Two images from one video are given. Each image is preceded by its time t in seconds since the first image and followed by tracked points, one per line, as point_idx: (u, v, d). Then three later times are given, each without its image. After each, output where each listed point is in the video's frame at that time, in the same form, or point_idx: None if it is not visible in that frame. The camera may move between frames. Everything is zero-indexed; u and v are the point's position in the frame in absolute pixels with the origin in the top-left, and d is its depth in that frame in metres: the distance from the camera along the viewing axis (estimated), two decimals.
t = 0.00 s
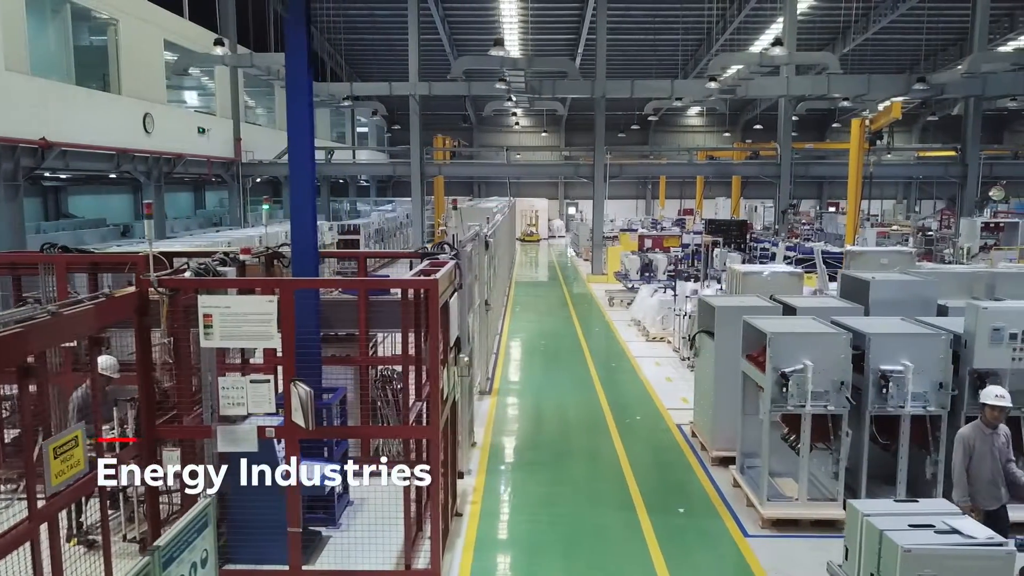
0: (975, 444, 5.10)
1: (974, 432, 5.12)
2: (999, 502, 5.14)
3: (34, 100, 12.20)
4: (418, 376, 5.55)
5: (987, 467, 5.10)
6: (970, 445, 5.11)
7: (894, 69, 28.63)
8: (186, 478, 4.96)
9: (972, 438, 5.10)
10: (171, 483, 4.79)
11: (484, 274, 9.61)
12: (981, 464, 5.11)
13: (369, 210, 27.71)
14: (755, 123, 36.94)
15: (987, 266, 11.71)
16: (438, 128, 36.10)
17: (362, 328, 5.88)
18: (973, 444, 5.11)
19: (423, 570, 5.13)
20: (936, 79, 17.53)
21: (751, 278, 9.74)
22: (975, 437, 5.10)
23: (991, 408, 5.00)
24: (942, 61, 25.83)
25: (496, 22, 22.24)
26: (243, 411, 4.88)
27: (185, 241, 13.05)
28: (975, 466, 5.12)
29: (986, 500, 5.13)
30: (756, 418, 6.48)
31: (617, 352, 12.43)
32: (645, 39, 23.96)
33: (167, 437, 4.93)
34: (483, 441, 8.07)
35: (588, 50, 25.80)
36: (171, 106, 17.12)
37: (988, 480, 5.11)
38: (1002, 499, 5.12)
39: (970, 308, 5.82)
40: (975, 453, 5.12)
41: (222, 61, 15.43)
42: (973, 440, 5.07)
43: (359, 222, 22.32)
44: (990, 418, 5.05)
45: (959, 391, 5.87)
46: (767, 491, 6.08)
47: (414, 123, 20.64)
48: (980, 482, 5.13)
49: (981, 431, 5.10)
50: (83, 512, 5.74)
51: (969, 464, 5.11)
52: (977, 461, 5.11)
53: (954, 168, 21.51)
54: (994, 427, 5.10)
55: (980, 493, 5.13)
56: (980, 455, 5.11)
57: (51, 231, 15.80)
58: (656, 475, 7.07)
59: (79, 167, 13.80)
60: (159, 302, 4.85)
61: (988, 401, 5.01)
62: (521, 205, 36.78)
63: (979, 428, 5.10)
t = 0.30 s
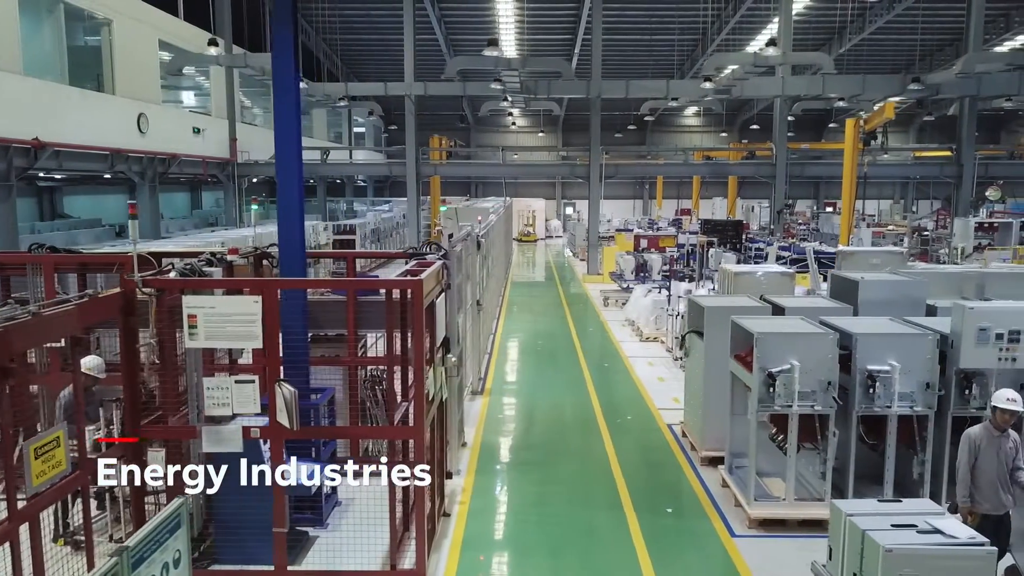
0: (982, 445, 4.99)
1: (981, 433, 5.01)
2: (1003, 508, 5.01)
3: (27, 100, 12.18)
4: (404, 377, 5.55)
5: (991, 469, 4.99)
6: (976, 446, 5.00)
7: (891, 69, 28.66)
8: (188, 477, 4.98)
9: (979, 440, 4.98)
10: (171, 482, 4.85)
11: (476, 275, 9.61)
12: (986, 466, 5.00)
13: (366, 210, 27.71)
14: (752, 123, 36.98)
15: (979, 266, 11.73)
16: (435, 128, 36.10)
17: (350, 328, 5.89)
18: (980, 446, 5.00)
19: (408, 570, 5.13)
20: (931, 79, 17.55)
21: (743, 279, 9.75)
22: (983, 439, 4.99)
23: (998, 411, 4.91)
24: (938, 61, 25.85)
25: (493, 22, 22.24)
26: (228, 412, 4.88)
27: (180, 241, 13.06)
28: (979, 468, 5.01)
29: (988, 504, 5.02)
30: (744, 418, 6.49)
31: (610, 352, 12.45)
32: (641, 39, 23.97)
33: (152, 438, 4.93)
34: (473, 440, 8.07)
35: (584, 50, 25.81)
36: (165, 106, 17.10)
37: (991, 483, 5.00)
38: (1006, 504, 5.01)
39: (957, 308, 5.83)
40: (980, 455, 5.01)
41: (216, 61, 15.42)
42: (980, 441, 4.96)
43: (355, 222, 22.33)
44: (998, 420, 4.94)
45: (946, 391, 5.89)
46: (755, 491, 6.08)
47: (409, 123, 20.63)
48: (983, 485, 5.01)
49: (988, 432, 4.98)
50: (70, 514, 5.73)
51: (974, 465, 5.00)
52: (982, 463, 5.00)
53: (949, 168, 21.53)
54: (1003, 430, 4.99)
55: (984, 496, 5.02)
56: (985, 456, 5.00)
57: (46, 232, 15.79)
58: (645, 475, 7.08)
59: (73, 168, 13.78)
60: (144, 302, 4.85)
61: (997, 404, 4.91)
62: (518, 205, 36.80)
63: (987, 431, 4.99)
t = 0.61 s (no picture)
0: (984, 453, 4.76)
1: (983, 439, 4.78)
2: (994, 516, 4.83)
3: (20, 100, 12.16)
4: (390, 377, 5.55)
5: (988, 477, 4.80)
6: (977, 453, 4.77)
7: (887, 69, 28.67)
8: (188, 478, 5.04)
9: (981, 447, 4.76)
10: (170, 484, 4.96)
11: (467, 275, 9.62)
12: (984, 474, 4.80)
13: (362, 210, 27.70)
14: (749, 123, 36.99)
15: (971, 266, 11.75)
16: (432, 128, 36.10)
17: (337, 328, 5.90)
18: (981, 453, 4.77)
19: (393, 570, 5.14)
20: (925, 79, 17.56)
21: (735, 279, 9.76)
22: (986, 447, 4.76)
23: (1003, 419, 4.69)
24: (934, 61, 25.86)
25: (489, 22, 22.21)
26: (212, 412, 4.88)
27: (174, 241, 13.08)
28: (978, 476, 4.80)
29: (981, 511, 4.83)
30: (732, 417, 6.49)
31: (603, 352, 12.46)
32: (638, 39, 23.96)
33: (136, 438, 4.93)
34: (463, 440, 8.07)
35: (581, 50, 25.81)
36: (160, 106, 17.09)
37: (987, 491, 4.80)
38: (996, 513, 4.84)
39: (943, 308, 5.84)
40: (980, 463, 4.79)
41: (210, 61, 15.39)
42: (983, 449, 4.73)
43: (351, 222, 22.32)
44: (1003, 429, 4.72)
45: (931, 391, 5.90)
46: (741, 491, 6.09)
47: (405, 123, 20.60)
48: (979, 492, 4.81)
49: (990, 440, 4.76)
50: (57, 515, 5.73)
51: (973, 472, 4.79)
52: (981, 471, 4.78)
53: (944, 168, 21.53)
54: (1004, 439, 4.78)
55: (977, 504, 4.82)
56: (985, 464, 4.79)
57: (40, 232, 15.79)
58: (634, 475, 7.08)
59: (66, 168, 13.77)
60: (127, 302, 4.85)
61: (1003, 412, 4.68)
62: (515, 204, 36.82)
63: (989, 438, 4.77)
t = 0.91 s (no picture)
0: (975, 469, 4.60)
1: (972, 454, 4.61)
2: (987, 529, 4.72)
3: (12, 101, 12.14)
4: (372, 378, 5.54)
5: (980, 493, 4.64)
6: (969, 471, 4.60)
7: (883, 69, 28.70)
8: (188, 477, 5.10)
9: (971, 463, 4.59)
10: (170, 483, 5.00)
11: (458, 275, 9.63)
12: (976, 490, 4.64)
13: (359, 210, 27.72)
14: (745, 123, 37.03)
15: (962, 266, 11.77)
16: (429, 128, 36.13)
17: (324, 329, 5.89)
18: (973, 470, 4.60)
19: (376, 570, 5.14)
20: (919, 80, 17.57)
21: (725, 279, 9.77)
22: (975, 462, 4.59)
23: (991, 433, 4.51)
24: (929, 61, 25.90)
25: (484, 23, 22.23)
26: (194, 413, 4.87)
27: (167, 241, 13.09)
28: (970, 493, 4.64)
29: (974, 527, 4.70)
30: (718, 418, 6.49)
31: (595, 352, 12.48)
32: (634, 39, 23.99)
33: (117, 439, 4.93)
34: (452, 440, 8.08)
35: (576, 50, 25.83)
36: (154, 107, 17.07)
37: (980, 507, 4.66)
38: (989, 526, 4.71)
39: (926, 309, 5.85)
40: (972, 479, 4.63)
41: (203, 61, 15.38)
42: (975, 466, 4.56)
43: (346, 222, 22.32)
44: (992, 442, 4.55)
45: (916, 391, 5.91)
46: (727, 491, 6.09)
47: (400, 123, 20.60)
48: (973, 509, 4.67)
49: (980, 455, 4.59)
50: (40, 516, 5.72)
51: (966, 489, 4.63)
52: (974, 488, 4.63)
53: (939, 168, 21.55)
54: (993, 451, 4.61)
55: (972, 520, 4.68)
56: (976, 479, 4.63)
57: (34, 232, 15.79)
58: (621, 475, 7.08)
59: (59, 169, 13.76)
60: (109, 303, 4.85)
61: (991, 426, 4.50)
62: (512, 204, 36.83)
63: (979, 453, 4.59)
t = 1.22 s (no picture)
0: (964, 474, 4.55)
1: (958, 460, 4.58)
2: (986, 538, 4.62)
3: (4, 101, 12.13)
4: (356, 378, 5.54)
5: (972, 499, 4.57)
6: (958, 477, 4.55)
7: (879, 70, 28.73)
8: (187, 477, 5.08)
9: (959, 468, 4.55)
10: (169, 483, 5.02)
11: (449, 276, 9.63)
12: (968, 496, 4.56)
13: (355, 210, 27.75)
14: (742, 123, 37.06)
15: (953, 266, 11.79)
16: (426, 128, 36.14)
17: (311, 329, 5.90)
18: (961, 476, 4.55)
19: (359, 570, 5.14)
20: (913, 80, 17.59)
21: (716, 279, 9.77)
22: (962, 470, 4.54)
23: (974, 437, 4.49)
24: (925, 61, 25.91)
25: (480, 23, 22.23)
26: (177, 413, 4.86)
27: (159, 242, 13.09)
28: (961, 502, 4.56)
29: (972, 538, 4.59)
30: (705, 418, 6.49)
31: (588, 353, 12.50)
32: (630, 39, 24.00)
33: (101, 439, 4.93)
34: (441, 440, 8.08)
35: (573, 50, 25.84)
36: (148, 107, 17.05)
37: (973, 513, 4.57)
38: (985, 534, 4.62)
39: (912, 309, 5.86)
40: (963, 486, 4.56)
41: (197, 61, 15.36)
42: (962, 473, 4.51)
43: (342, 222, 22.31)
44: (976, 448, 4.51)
45: (901, 392, 5.93)
46: (712, 491, 6.10)
47: (395, 123, 20.60)
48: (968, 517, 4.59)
49: (966, 461, 4.55)
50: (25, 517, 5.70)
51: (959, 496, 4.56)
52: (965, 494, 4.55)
53: (933, 168, 21.57)
54: (981, 458, 4.56)
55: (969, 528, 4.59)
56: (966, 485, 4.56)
57: (28, 232, 15.79)
58: (609, 476, 7.09)
59: (52, 168, 13.75)
60: (91, 303, 4.85)
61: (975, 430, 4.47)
62: (509, 205, 36.83)
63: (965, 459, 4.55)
